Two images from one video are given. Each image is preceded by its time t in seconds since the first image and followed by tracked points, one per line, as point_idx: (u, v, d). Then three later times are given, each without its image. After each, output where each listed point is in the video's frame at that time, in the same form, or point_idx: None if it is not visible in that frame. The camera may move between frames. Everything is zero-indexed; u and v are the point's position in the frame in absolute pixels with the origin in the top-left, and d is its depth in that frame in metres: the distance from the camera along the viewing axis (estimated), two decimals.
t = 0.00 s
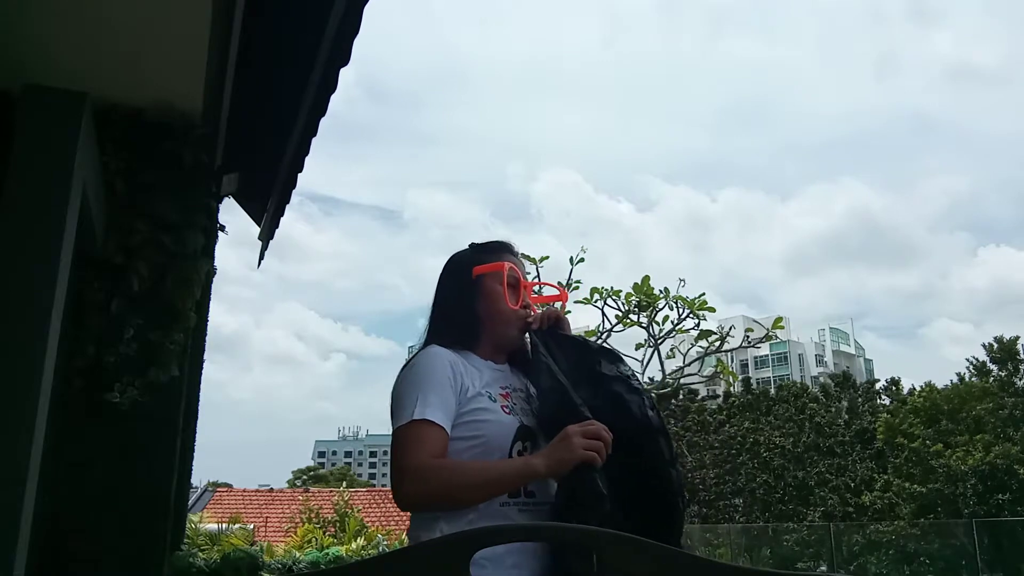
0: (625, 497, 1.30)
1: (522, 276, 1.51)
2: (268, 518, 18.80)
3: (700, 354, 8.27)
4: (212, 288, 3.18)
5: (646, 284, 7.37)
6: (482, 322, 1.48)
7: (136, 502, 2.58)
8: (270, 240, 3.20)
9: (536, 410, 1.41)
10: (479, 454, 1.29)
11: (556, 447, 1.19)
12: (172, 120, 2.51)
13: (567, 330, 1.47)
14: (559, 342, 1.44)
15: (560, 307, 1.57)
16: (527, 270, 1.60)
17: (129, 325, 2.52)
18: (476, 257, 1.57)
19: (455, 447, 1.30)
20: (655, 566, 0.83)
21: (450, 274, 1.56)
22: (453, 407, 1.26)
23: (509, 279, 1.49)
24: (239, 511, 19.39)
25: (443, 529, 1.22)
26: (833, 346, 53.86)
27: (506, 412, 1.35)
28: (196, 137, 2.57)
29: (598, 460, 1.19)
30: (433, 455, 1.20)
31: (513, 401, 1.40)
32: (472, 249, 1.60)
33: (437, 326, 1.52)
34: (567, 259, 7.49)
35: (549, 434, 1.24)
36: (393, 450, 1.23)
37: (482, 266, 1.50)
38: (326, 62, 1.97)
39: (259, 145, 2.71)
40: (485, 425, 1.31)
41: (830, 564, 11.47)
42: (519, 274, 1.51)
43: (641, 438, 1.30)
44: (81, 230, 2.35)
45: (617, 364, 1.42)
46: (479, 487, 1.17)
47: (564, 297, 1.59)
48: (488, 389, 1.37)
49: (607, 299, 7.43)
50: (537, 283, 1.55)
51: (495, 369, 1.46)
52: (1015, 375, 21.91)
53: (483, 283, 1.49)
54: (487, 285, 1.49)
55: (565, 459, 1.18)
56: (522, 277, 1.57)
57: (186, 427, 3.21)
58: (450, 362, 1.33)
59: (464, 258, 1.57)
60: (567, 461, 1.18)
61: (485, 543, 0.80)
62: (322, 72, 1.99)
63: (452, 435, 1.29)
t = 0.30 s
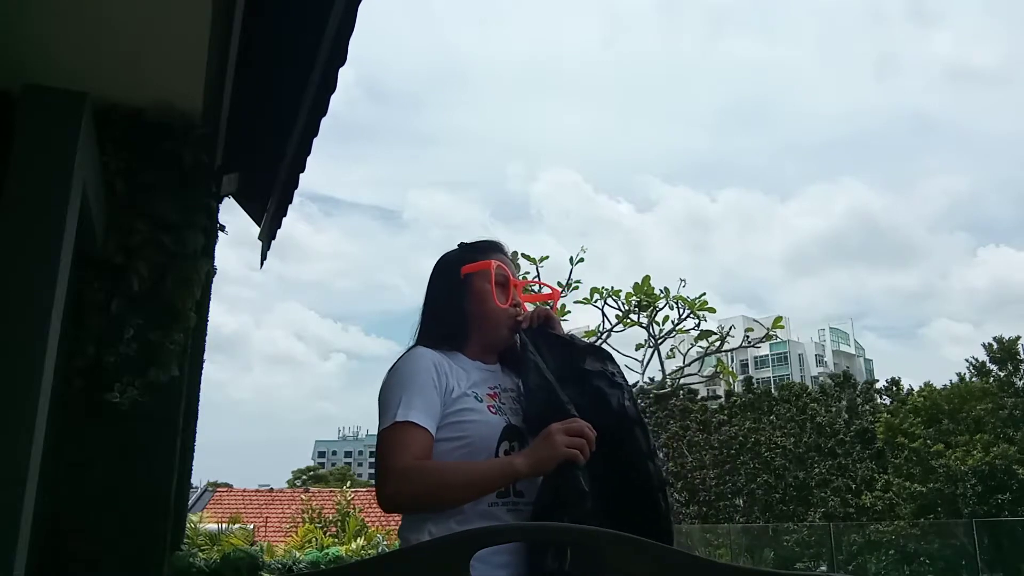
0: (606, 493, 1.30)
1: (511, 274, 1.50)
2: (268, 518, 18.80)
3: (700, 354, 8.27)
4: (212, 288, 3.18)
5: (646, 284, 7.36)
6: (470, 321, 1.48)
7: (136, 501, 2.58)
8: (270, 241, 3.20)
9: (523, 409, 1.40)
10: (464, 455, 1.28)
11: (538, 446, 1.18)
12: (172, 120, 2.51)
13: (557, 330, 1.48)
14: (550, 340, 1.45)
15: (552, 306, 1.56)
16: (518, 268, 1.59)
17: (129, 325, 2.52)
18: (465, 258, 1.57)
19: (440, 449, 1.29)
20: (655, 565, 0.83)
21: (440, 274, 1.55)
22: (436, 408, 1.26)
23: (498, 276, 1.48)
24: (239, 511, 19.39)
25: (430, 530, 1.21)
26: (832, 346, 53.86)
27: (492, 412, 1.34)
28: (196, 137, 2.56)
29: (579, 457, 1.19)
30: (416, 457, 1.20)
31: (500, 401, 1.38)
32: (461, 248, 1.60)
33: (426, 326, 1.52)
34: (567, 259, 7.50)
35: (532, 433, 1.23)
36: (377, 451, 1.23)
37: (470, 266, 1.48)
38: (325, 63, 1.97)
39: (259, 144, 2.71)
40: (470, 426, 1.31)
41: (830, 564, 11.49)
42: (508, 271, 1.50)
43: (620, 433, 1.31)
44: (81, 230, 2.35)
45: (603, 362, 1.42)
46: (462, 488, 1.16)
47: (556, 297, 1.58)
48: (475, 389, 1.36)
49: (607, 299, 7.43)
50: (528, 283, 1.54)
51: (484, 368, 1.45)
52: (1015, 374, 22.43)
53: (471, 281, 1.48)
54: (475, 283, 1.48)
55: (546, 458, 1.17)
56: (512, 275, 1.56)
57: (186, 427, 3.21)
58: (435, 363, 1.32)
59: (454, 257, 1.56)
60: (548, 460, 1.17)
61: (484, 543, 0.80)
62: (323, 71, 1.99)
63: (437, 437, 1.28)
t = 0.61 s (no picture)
0: (603, 492, 1.29)
1: (511, 276, 1.50)
2: (268, 518, 18.79)
3: (700, 354, 8.28)
4: (212, 288, 3.18)
5: (645, 283, 7.37)
6: (470, 321, 1.48)
7: (136, 502, 2.58)
8: (270, 240, 3.19)
9: (523, 409, 1.40)
10: (463, 455, 1.28)
11: (535, 446, 1.18)
12: (173, 120, 2.51)
13: (560, 332, 1.48)
14: (553, 342, 1.45)
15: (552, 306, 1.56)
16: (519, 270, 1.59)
17: (129, 325, 2.52)
18: (466, 258, 1.56)
19: (439, 450, 1.29)
20: (655, 566, 0.82)
21: (440, 274, 1.55)
22: (435, 408, 1.26)
23: (499, 279, 1.48)
24: (239, 511, 19.40)
25: (429, 530, 1.22)
26: (832, 346, 53.84)
27: (490, 413, 1.34)
28: (196, 137, 2.56)
29: (579, 457, 1.19)
30: (415, 458, 1.20)
31: (499, 402, 1.38)
32: (462, 248, 1.60)
33: (426, 326, 1.52)
34: (567, 259, 7.51)
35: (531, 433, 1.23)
36: (376, 451, 1.23)
37: (471, 267, 1.48)
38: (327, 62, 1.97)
39: (259, 144, 2.71)
40: (469, 426, 1.31)
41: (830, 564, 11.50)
42: (509, 273, 1.50)
43: (620, 435, 1.31)
44: (81, 230, 2.35)
45: (606, 364, 1.42)
46: (458, 489, 1.16)
47: (556, 298, 1.58)
48: (473, 390, 1.36)
49: (607, 298, 7.44)
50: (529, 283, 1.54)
51: (483, 369, 1.45)
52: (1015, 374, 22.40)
53: (471, 281, 1.48)
54: (476, 284, 1.47)
55: (544, 457, 1.17)
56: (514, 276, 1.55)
57: (186, 427, 3.22)
58: (433, 365, 1.32)
59: (455, 258, 1.56)
60: (546, 459, 1.17)
61: (486, 544, 0.80)
62: (323, 71, 1.99)
63: (435, 438, 1.28)
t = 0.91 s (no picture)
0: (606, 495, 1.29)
1: (514, 278, 1.50)
2: (268, 518, 18.78)
3: (700, 354, 8.28)
4: (212, 288, 3.18)
5: (646, 284, 7.37)
6: (473, 323, 1.48)
7: (137, 502, 2.59)
8: (270, 240, 3.19)
9: (525, 411, 1.39)
10: (466, 456, 1.28)
11: (537, 446, 1.18)
12: (173, 120, 2.51)
13: (564, 336, 1.47)
14: (557, 345, 1.44)
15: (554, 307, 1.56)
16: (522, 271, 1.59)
17: (128, 326, 2.52)
18: (470, 259, 1.56)
19: (442, 450, 1.29)
20: (655, 566, 0.82)
21: (444, 274, 1.55)
22: (438, 408, 1.26)
23: (502, 281, 1.48)
24: (240, 511, 19.40)
25: (432, 528, 1.22)
26: (832, 346, 53.81)
27: (492, 414, 1.34)
28: (196, 137, 2.56)
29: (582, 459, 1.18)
30: (418, 457, 1.20)
31: (501, 402, 1.38)
32: (465, 249, 1.60)
33: (428, 325, 1.52)
34: (568, 259, 7.52)
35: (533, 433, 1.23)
36: (378, 452, 1.24)
37: (475, 269, 1.48)
38: (328, 62, 1.97)
39: (258, 144, 2.70)
40: (471, 426, 1.31)
41: (830, 564, 11.51)
42: (513, 275, 1.49)
43: (623, 442, 1.30)
44: (81, 230, 2.35)
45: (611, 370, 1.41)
46: (459, 487, 1.16)
47: (558, 298, 1.58)
48: (475, 390, 1.36)
49: (607, 299, 7.44)
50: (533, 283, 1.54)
51: (485, 369, 1.44)
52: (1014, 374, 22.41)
53: (474, 283, 1.48)
54: (479, 286, 1.47)
55: (546, 457, 1.17)
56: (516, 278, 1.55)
57: (187, 427, 3.22)
58: (435, 365, 1.32)
59: (459, 258, 1.56)
60: (548, 459, 1.17)
61: (488, 544, 0.80)
62: (324, 70, 1.99)
63: (438, 439, 1.28)
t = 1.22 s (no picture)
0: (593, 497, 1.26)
1: (515, 280, 1.48)
2: (268, 518, 18.77)
3: (700, 354, 8.28)
4: (212, 288, 3.18)
5: (647, 284, 7.37)
6: (472, 325, 1.48)
7: (137, 502, 2.59)
8: (270, 240, 3.19)
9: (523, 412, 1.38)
10: (463, 459, 1.29)
11: (522, 449, 1.16)
12: (173, 120, 2.51)
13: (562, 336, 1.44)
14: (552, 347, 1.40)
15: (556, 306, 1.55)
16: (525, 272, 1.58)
17: (128, 326, 2.52)
18: (471, 260, 1.56)
19: (438, 453, 1.29)
20: (655, 566, 0.83)
21: (446, 275, 1.54)
22: (432, 412, 1.26)
23: (500, 283, 1.46)
24: (240, 511, 19.39)
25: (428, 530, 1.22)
26: (832, 346, 53.84)
27: (489, 415, 1.34)
28: (196, 137, 2.56)
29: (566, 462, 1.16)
30: (410, 461, 1.20)
31: (499, 404, 1.38)
32: (467, 249, 1.60)
33: (429, 325, 1.52)
34: (569, 259, 7.53)
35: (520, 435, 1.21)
36: (371, 455, 1.24)
37: (473, 272, 1.47)
38: (329, 61, 1.97)
39: (258, 145, 2.71)
40: (468, 429, 1.31)
41: (830, 564, 11.54)
42: (512, 278, 1.48)
43: (610, 447, 1.27)
44: (81, 230, 2.35)
45: (604, 373, 1.37)
46: (446, 491, 1.16)
47: (562, 299, 1.57)
48: (473, 392, 1.36)
49: (608, 299, 7.44)
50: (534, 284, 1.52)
51: (485, 371, 1.44)
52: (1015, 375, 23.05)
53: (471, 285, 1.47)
54: (478, 288, 1.46)
55: (528, 460, 1.15)
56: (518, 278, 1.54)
57: (187, 426, 3.22)
58: (431, 367, 1.32)
59: (460, 260, 1.56)
60: (531, 461, 1.15)
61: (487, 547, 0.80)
62: (324, 71, 1.99)
63: (432, 441, 1.28)
